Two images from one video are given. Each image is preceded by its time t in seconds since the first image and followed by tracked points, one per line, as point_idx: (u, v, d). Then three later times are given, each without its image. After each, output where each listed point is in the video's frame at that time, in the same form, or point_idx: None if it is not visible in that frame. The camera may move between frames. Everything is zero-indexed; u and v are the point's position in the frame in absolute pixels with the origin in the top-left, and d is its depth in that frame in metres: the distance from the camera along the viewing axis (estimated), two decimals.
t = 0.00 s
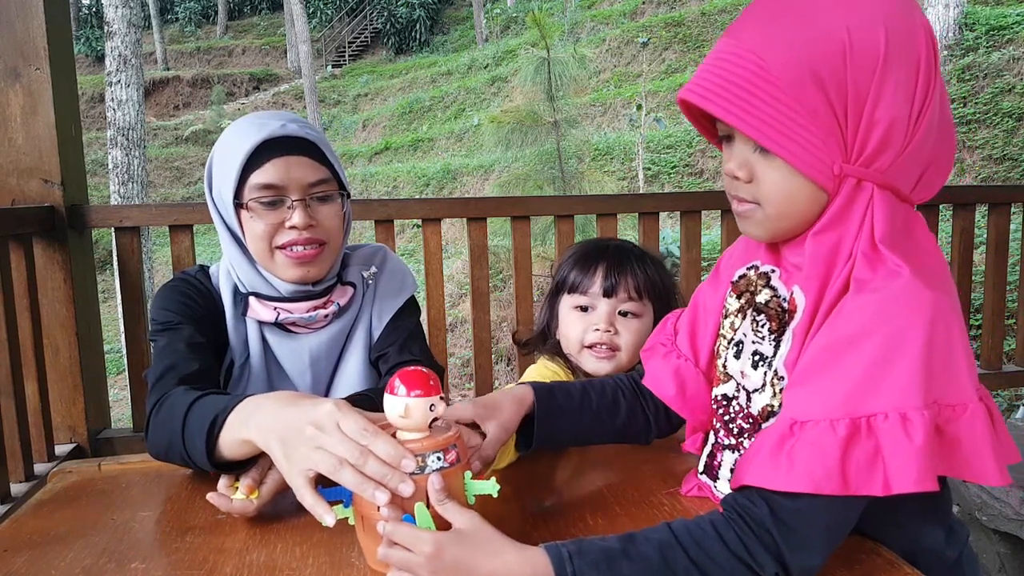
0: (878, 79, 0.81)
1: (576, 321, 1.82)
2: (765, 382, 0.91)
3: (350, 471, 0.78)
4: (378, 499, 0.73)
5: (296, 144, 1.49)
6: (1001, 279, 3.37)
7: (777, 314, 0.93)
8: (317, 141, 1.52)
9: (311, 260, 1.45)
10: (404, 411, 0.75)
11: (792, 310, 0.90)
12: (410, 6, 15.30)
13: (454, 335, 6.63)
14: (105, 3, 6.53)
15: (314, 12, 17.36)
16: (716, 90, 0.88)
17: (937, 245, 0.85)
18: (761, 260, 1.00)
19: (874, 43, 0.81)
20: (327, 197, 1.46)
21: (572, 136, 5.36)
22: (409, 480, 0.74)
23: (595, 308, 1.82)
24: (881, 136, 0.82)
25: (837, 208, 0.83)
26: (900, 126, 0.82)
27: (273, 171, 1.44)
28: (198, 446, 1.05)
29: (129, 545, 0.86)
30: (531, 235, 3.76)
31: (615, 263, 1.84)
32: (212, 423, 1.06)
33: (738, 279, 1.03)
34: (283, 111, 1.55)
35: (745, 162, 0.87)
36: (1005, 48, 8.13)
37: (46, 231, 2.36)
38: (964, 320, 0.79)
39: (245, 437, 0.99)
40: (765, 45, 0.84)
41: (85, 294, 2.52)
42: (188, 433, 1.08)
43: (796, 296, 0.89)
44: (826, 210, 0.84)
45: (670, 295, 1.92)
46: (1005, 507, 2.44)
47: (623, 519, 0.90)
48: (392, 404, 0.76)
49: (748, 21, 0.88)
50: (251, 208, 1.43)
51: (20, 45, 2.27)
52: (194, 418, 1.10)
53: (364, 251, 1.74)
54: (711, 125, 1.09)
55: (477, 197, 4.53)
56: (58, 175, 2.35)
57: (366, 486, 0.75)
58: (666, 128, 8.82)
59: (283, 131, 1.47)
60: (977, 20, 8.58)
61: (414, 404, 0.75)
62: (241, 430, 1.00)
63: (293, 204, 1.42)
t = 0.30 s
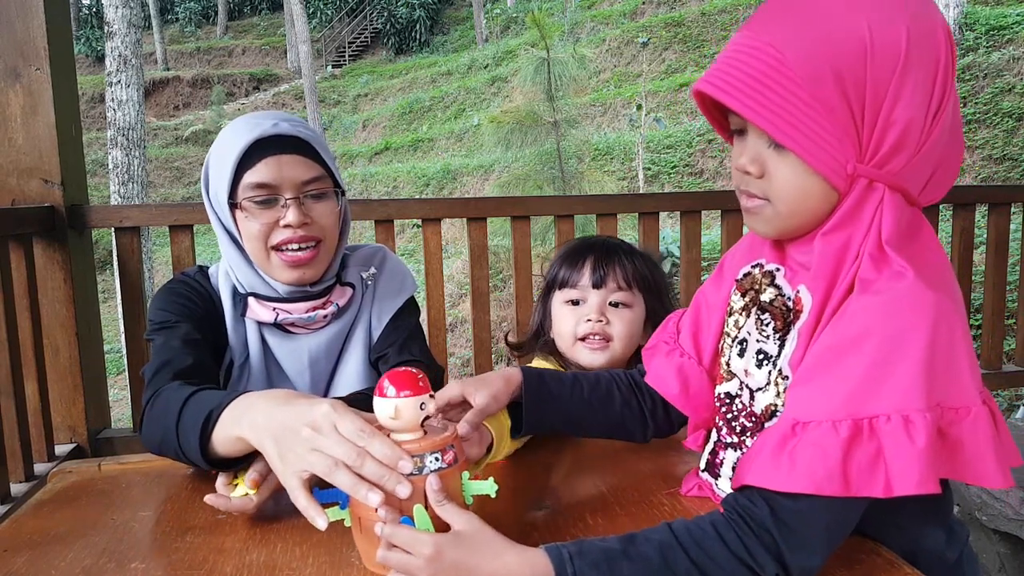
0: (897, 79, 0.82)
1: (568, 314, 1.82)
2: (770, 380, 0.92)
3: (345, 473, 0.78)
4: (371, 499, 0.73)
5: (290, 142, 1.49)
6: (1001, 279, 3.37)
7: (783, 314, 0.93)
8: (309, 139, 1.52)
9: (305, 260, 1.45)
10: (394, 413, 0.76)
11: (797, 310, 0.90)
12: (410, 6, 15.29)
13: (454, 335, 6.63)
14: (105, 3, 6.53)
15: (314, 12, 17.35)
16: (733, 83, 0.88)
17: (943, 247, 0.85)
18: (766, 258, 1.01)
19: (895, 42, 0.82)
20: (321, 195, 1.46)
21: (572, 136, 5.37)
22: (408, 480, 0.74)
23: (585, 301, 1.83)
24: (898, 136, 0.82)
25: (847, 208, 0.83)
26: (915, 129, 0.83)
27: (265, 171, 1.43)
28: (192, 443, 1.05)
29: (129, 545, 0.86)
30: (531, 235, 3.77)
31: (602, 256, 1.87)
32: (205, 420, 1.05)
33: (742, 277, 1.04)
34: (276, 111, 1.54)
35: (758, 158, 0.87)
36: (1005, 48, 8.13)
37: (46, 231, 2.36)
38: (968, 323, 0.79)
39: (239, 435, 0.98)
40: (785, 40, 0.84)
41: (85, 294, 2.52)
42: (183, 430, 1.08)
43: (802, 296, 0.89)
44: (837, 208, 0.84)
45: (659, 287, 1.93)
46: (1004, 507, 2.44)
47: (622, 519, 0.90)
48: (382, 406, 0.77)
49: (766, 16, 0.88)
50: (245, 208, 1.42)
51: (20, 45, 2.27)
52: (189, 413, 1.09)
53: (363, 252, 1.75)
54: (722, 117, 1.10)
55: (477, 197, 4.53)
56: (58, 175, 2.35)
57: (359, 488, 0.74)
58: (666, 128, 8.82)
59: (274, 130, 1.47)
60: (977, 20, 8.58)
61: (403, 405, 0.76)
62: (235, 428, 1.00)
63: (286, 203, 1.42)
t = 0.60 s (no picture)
0: (906, 81, 0.82)
1: (562, 309, 1.81)
2: (772, 378, 0.91)
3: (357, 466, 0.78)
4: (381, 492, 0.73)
5: (281, 143, 1.48)
6: (1001, 279, 3.37)
7: (786, 312, 0.93)
8: (301, 139, 1.51)
9: (299, 260, 1.45)
10: (407, 410, 0.76)
11: (801, 309, 0.90)
12: (409, 6, 15.27)
13: (454, 334, 6.63)
14: (105, 3, 6.52)
15: (314, 12, 17.34)
16: (741, 83, 0.87)
17: (947, 250, 0.85)
18: (769, 257, 1.01)
19: (905, 43, 0.82)
20: (314, 196, 1.45)
21: (572, 135, 5.36)
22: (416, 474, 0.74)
23: (580, 295, 1.83)
24: (907, 137, 0.82)
25: (854, 208, 0.83)
26: (922, 131, 0.83)
27: (257, 172, 1.43)
28: (195, 441, 1.05)
29: (129, 545, 0.85)
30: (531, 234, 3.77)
31: (595, 251, 1.88)
32: (211, 416, 1.06)
33: (747, 275, 1.04)
34: (270, 112, 1.54)
35: (765, 157, 0.87)
36: (1005, 48, 8.13)
37: (46, 231, 2.36)
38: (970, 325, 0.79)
39: (246, 430, 0.99)
40: (795, 38, 0.84)
41: (84, 294, 2.52)
42: (186, 428, 1.08)
43: (805, 295, 0.89)
44: (844, 208, 0.84)
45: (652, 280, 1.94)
46: (1004, 507, 2.44)
47: (622, 519, 0.90)
48: (396, 402, 0.77)
49: (777, 14, 0.88)
50: (237, 210, 1.42)
51: (20, 45, 2.27)
52: (193, 411, 1.10)
53: (361, 251, 1.74)
54: (730, 115, 1.10)
55: (477, 197, 4.52)
56: (57, 175, 2.35)
57: (371, 482, 0.75)
58: (666, 128, 8.82)
59: (266, 131, 1.46)
60: (978, 20, 8.57)
61: (416, 402, 0.76)
62: (244, 424, 1.00)
63: (279, 204, 1.41)
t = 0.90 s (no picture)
0: (909, 79, 0.82)
1: (557, 312, 1.85)
2: (773, 373, 0.91)
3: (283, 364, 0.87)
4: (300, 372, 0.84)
5: (272, 139, 1.47)
6: (1000, 279, 3.38)
7: (788, 308, 0.93)
8: (295, 136, 1.50)
9: (297, 254, 1.44)
10: (411, 405, 0.76)
11: (803, 304, 0.90)
12: (409, 6, 15.26)
13: (454, 334, 6.63)
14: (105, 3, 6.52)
15: (314, 12, 17.34)
16: (745, 77, 0.88)
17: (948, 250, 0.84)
18: (774, 254, 1.01)
19: (908, 41, 0.82)
20: (309, 191, 1.44)
21: (572, 135, 5.36)
22: (417, 473, 0.74)
23: (574, 298, 1.85)
24: (909, 135, 0.83)
25: (858, 203, 0.84)
26: (925, 127, 0.83)
27: (251, 169, 1.42)
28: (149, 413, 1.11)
29: (128, 546, 0.85)
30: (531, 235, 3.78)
31: (586, 253, 1.87)
32: (155, 379, 1.11)
33: (753, 273, 1.04)
34: (265, 109, 1.54)
35: (769, 151, 0.88)
36: (1005, 47, 8.13)
37: (46, 231, 2.36)
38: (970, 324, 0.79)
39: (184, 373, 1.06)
40: (799, 33, 0.85)
41: (85, 294, 2.52)
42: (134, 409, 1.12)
43: (807, 291, 0.89)
44: (848, 203, 0.84)
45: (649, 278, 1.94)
46: (1004, 507, 2.44)
47: (620, 518, 0.90)
48: (400, 397, 0.77)
49: (782, 10, 0.89)
50: (233, 207, 1.41)
51: (20, 45, 2.27)
52: (137, 387, 1.14)
53: (361, 251, 1.75)
54: (739, 110, 1.10)
55: (478, 197, 4.53)
56: (58, 175, 2.36)
57: (287, 369, 0.86)
58: (666, 128, 8.82)
59: (259, 128, 1.46)
60: (978, 20, 8.57)
61: (421, 398, 0.76)
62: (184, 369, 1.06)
63: (274, 201, 1.40)
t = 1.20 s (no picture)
0: (901, 73, 0.82)
1: (545, 321, 1.91)
2: (770, 372, 0.91)
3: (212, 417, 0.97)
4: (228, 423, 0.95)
5: (259, 139, 1.44)
6: (1001, 279, 3.37)
7: (784, 307, 0.93)
8: (281, 134, 1.46)
9: (280, 255, 1.42)
10: (404, 410, 0.76)
11: (798, 304, 0.90)
12: (409, 6, 15.25)
13: (454, 334, 6.64)
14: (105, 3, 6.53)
15: (314, 12, 17.33)
16: (742, 70, 0.89)
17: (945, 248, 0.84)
18: (770, 255, 1.01)
19: (901, 36, 0.82)
20: (295, 191, 1.41)
21: (572, 135, 5.36)
22: (421, 473, 0.74)
23: (559, 308, 1.89)
24: (902, 129, 0.83)
25: (852, 199, 0.83)
26: (917, 122, 0.83)
27: (237, 168, 1.39)
28: (68, 437, 1.08)
29: (128, 545, 0.86)
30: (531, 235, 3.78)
31: (563, 262, 1.88)
32: (84, 404, 1.10)
33: (749, 273, 1.04)
34: (252, 106, 1.50)
35: (764, 144, 0.88)
36: (1005, 48, 8.13)
37: (46, 231, 2.36)
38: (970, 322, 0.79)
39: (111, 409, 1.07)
40: (795, 28, 0.85)
41: (85, 294, 2.52)
42: (52, 430, 1.09)
43: (803, 290, 0.89)
44: (842, 200, 0.84)
45: (637, 280, 1.93)
46: (1004, 507, 2.44)
47: (619, 517, 0.90)
48: (395, 402, 0.77)
49: (780, 7, 0.89)
50: (217, 205, 1.40)
51: (20, 45, 2.27)
52: (58, 408, 1.11)
53: (358, 247, 1.72)
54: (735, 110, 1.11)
55: (478, 197, 4.53)
56: (58, 175, 2.36)
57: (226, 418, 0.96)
58: (666, 128, 8.82)
59: (244, 127, 1.42)
60: (977, 20, 8.57)
61: (414, 401, 0.76)
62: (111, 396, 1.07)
63: (258, 200, 1.38)
